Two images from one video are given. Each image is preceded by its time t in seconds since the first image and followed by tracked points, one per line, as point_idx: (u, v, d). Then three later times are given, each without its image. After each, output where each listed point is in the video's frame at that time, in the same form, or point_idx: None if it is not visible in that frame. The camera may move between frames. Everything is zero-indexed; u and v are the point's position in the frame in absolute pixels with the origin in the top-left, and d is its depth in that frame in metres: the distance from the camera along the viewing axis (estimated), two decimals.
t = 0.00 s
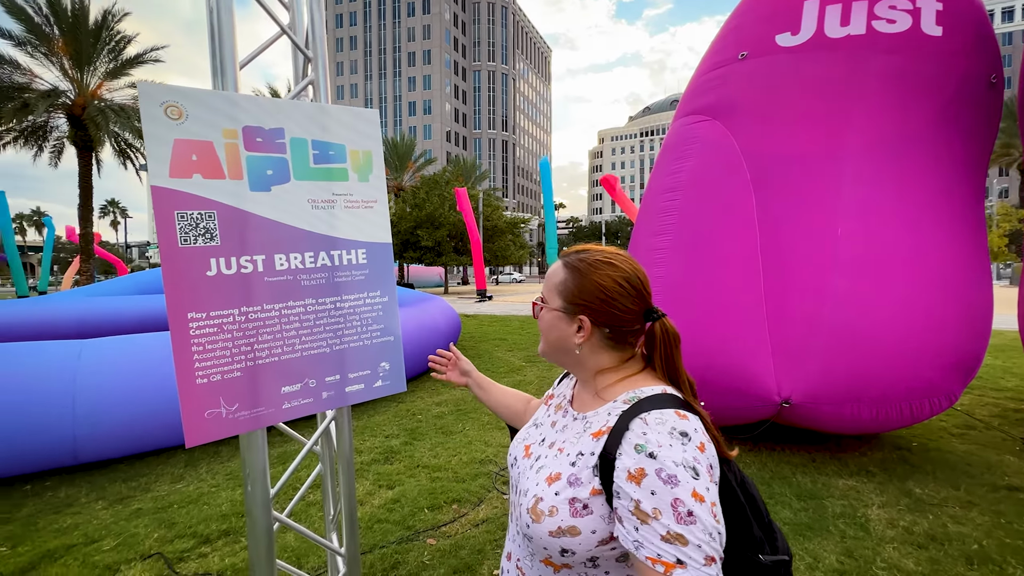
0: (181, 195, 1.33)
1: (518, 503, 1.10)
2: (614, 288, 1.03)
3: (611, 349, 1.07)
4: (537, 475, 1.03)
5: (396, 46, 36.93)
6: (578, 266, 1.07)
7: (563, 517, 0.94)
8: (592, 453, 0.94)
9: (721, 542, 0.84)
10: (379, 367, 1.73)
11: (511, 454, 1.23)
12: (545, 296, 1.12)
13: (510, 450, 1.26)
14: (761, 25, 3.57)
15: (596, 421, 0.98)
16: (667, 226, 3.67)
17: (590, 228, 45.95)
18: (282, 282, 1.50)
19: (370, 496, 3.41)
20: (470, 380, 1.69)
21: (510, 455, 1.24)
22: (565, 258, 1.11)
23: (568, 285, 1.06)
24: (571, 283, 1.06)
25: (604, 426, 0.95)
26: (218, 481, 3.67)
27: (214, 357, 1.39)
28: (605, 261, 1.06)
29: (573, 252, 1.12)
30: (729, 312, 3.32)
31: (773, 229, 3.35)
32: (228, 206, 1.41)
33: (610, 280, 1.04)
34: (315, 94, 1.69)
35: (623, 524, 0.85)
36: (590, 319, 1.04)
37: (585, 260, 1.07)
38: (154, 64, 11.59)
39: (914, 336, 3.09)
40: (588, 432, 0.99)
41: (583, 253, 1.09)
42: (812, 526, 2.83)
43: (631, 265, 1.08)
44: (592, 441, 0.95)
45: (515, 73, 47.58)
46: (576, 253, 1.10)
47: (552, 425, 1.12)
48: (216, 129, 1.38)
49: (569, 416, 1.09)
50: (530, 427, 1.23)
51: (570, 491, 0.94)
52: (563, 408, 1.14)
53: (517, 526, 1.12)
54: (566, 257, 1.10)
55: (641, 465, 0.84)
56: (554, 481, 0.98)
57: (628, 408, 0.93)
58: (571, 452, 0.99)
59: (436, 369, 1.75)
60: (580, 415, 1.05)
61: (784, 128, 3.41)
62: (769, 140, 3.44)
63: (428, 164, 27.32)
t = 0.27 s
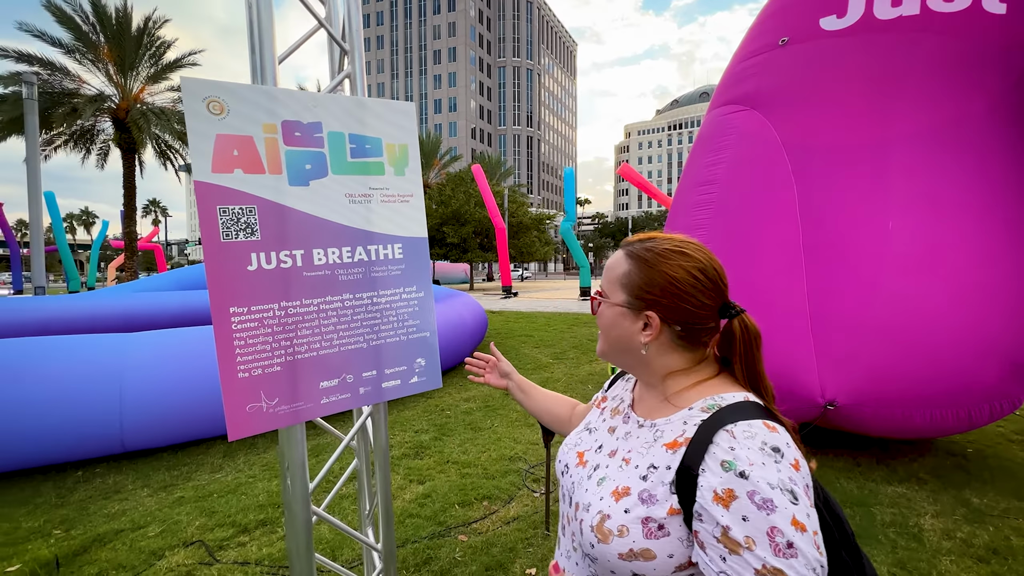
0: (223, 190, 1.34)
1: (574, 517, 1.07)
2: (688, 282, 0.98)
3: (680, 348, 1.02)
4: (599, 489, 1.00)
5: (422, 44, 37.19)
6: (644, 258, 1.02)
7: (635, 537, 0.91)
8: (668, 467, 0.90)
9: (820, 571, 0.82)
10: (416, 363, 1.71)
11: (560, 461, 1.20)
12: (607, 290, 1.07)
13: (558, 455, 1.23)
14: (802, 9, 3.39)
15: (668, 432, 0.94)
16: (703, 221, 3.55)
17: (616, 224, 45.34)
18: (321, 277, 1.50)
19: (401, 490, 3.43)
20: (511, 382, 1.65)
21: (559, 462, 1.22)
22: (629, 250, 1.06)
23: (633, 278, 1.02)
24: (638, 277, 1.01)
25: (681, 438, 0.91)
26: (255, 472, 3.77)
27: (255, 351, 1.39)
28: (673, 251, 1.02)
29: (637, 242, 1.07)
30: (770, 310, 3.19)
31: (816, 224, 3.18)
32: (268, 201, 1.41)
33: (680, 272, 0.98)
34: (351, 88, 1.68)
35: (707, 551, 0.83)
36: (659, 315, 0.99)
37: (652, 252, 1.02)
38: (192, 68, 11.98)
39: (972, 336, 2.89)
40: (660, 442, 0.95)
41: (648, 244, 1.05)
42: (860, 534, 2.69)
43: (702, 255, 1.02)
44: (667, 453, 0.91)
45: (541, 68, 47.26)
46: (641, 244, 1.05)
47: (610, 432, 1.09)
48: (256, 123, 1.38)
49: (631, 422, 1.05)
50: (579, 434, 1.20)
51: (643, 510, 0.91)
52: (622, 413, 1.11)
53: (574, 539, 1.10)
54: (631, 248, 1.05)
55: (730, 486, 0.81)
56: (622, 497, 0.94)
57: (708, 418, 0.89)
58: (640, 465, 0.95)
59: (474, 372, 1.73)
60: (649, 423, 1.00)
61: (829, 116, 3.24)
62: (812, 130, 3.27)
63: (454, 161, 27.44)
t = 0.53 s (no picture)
0: (264, 187, 1.34)
1: (644, 537, 1.05)
2: (780, 279, 0.94)
3: (765, 351, 0.98)
4: (677, 510, 0.97)
5: (443, 43, 37.33)
6: (727, 253, 0.99)
7: (725, 566, 0.88)
8: (764, 490, 0.86)
9: None
10: (451, 361, 1.69)
11: (620, 474, 1.19)
12: (683, 288, 1.05)
13: (618, 465, 1.22)
14: None
15: (759, 451, 0.91)
16: (736, 217, 3.45)
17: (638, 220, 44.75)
18: (358, 274, 1.49)
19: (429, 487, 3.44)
20: (555, 384, 1.65)
21: (620, 474, 1.20)
22: (708, 243, 1.03)
23: (714, 275, 0.99)
24: (719, 273, 0.98)
25: (778, 457, 0.87)
26: (287, 466, 3.84)
27: (295, 349, 1.40)
28: (760, 242, 0.97)
29: (716, 235, 1.04)
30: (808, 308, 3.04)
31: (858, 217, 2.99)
32: (307, 198, 1.41)
33: (769, 265, 0.94)
34: (387, 83, 1.66)
35: None
36: (743, 315, 0.96)
37: (736, 245, 0.98)
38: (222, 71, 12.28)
39: None
40: (750, 461, 0.91)
41: (731, 236, 1.01)
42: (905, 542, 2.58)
43: (793, 247, 0.97)
44: (763, 475, 0.87)
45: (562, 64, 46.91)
46: (722, 237, 1.02)
47: (683, 446, 1.06)
48: (296, 120, 1.38)
49: (709, 436, 1.02)
50: (641, 447, 1.18)
51: (736, 538, 0.87)
52: (696, 424, 1.07)
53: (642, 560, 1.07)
54: (712, 242, 1.02)
55: (848, 519, 0.76)
56: (710, 522, 0.91)
57: (810, 437, 0.84)
58: (727, 487, 0.91)
59: (517, 371, 1.73)
60: (734, 437, 0.97)
61: (871, 104, 3.06)
62: (856, 120, 3.09)
63: (475, 158, 27.48)
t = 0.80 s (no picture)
0: (287, 181, 1.32)
1: (708, 561, 1.00)
2: (880, 275, 0.85)
3: (856, 357, 0.90)
4: (752, 537, 0.93)
5: (461, 41, 37.39)
6: (813, 245, 0.90)
7: None
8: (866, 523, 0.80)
9: None
10: (475, 358, 1.66)
11: (672, 488, 1.15)
12: (757, 285, 0.98)
13: (668, 476, 1.19)
14: None
15: (854, 477, 0.84)
16: (766, 211, 3.33)
17: (658, 217, 44.16)
18: (382, 269, 1.46)
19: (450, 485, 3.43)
20: (590, 400, 1.63)
21: (671, 488, 1.16)
22: (790, 234, 0.95)
23: (798, 270, 0.91)
24: (803, 269, 0.90)
25: (882, 486, 0.80)
26: (309, 461, 3.87)
27: (318, 346, 1.38)
28: (854, 231, 0.89)
29: (798, 225, 0.95)
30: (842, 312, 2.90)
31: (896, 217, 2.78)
32: (330, 192, 1.38)
33: (866, 257, 0.86)
34: (410, 76, 1.63)
35: None
36: (833, 316, 0.88)
37: (824, 235, 0.90)
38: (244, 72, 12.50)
39: None
40: (841, 487, 0.85)
41: (816, 225, 0.93)
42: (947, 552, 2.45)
43: (893, 236, 0.88)
44: (863, 506, 0.81)
45: (580, 60, 46.52)
46: (806, 228, 0.93)
47: (752, 464, 1.01)
48: (319, 113, 1.36)
49: (786, 454, 0.96)
50: (693, 460, 1.14)
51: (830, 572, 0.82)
52: (768, 436, 1.02)
53: None
54: (795, 234, 0.94)
55: (978, 564, 0.68)
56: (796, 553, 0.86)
57: (920, 463, 0.77)
58: (816, 516, 0.86)
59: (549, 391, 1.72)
60: (820, 457, 0.91)
61: (911, 93, 2.82)
62: (898, 107, 2.86)
63: (493, 156, 27.48)
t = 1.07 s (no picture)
0: (294, 178, 1.30)
1: None
2: (952, 274, 0.77)
3: (918, 366, 0.81)
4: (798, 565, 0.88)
5: (476, 39, 37.42)
6: (870, 239, 0.83)
7: None
8: (937, 557, 0.74)
9: None
10: (485, 358, 1.63)
11: (703, 505, 1.11)
12: (804, 285, 0.91)
13: (697, 491, 1.15)
14: None
15: (920, 504, 0.78)
16: (788, 207, 3.22)
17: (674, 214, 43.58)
18: (390, 267, 1.44)
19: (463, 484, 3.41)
20: (609, 406, 1.60)
21: (701, 503, 1.13)
22: (842, 229, 0.87)
23: (852, 267, 0.83)
24: (859, 266, 0.82)
25: (956, 516, 0.74)
26: (324, 459, 3.89)
27: (326, 345, 1.36)
28: (918, 223, 0.81)
29: (851, 218, 0.88)
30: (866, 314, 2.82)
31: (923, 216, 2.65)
32: (338, 188, 1.36)
33: (932, 252, 0.78)
34: (419, 69, 1.60)
35: None
36: (894, 319, 0.79)
37: (882, 229, 0.82)
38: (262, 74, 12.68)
39: None
40: (906, 517, 0.78)
41: (873, 218, 0.85)
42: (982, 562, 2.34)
43: (962, 228, 0.80)
44: (932, 537, 0.75)
45: (595, 56, 46.15)
46: (861, 221, 0.86)
47: (797, 483, 0.96)
48: (325, 108, 1.34)
49: (835, 474, 0.91)
50: (726, 476, 1.10)
51: None
52: (811, 452, 0.97)
53: None
54: (850, 227, 0.86)
55: None
56: None
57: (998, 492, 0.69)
58: (875, 546, 0.80)
59: (565, 397, 1.68)
60: (878, 479, 0.84)
61: (942, 81, 2.63)
62: (929, 98, 2.68)
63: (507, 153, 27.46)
